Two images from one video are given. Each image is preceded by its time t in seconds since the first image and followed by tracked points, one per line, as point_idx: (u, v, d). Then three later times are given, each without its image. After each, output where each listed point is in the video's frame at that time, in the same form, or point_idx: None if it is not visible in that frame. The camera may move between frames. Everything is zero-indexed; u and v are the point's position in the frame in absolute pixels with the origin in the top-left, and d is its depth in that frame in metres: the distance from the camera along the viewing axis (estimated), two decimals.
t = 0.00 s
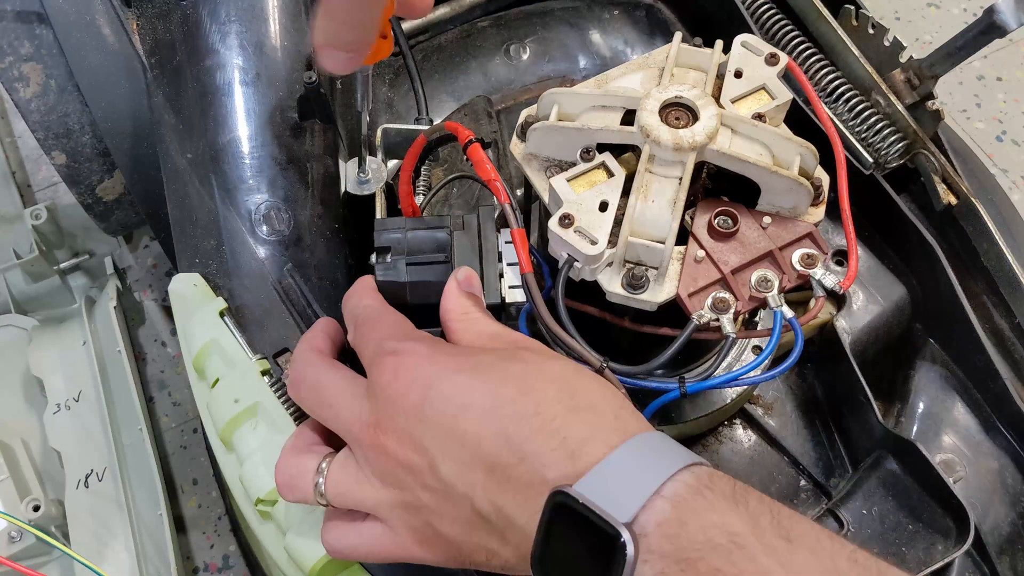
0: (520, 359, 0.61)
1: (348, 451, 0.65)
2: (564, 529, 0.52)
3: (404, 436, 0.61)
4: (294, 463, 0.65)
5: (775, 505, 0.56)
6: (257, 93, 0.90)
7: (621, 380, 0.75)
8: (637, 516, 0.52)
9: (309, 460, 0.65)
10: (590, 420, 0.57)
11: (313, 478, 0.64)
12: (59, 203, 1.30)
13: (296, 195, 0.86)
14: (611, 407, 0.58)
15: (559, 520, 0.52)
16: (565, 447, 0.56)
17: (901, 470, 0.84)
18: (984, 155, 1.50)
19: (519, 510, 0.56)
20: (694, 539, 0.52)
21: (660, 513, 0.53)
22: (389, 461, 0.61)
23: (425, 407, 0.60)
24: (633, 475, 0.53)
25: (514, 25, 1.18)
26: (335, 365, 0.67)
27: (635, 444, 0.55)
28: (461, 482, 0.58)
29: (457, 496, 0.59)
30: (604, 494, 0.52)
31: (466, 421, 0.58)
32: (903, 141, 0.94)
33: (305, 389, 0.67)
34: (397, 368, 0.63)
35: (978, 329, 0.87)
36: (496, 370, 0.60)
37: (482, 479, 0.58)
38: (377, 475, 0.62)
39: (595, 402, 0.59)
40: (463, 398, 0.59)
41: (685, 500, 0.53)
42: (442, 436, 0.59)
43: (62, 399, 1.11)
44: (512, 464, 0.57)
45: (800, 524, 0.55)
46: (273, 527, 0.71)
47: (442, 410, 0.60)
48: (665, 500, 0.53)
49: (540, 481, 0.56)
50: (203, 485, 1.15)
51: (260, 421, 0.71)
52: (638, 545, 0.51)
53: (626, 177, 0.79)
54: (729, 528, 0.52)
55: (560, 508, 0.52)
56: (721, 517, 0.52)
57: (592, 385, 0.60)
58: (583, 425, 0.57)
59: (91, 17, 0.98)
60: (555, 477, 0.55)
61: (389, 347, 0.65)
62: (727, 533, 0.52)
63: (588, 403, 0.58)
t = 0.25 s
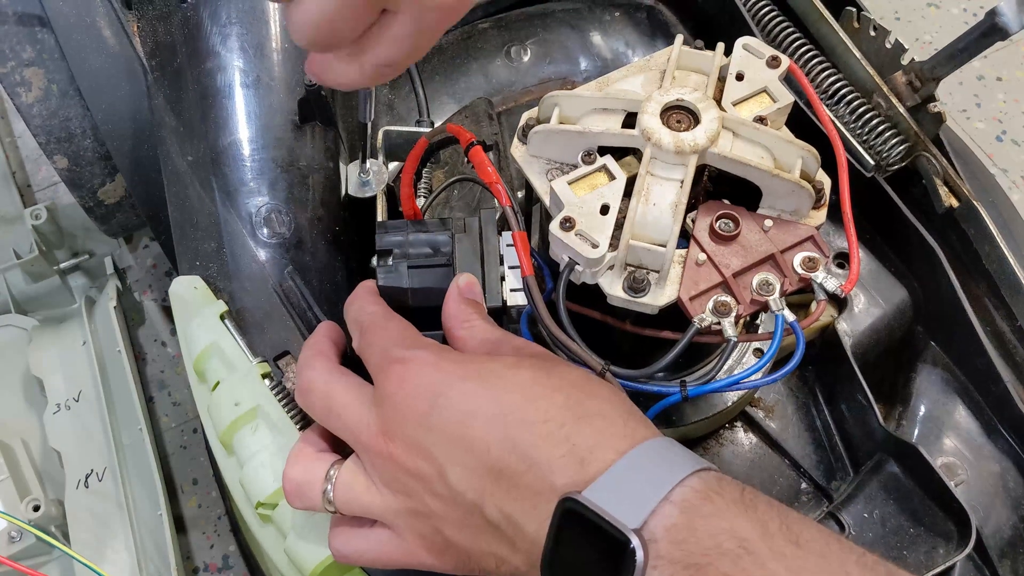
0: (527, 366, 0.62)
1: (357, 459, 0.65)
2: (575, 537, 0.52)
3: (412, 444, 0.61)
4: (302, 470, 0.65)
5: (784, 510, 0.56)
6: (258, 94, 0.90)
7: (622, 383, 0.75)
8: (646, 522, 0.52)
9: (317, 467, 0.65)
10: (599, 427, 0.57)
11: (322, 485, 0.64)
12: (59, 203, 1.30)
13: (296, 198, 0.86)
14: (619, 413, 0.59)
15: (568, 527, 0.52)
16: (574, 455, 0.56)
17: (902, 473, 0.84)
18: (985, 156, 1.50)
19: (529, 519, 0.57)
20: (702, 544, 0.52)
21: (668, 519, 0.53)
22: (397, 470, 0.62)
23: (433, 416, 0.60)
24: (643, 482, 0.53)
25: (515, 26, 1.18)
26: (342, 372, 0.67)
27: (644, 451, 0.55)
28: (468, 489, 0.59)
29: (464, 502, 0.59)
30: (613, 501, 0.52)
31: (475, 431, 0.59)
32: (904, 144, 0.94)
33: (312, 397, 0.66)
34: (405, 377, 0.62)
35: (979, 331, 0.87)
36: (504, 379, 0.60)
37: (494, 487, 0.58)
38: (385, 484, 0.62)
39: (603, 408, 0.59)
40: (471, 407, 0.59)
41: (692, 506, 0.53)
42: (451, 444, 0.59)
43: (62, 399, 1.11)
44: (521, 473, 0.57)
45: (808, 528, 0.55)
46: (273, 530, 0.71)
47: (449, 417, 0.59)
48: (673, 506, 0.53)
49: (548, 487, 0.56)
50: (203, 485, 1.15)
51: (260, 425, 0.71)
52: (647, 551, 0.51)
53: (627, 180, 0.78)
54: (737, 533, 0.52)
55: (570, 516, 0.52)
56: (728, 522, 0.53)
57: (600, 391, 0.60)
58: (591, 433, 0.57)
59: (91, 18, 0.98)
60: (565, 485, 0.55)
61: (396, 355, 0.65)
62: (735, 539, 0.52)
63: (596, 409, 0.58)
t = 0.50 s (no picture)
0: (528, 366, 0.62)
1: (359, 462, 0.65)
2: (577, 535, 0.52)
3: (414, 446, 0.61)
4: (304, 472, 0.65)
5: (786, 508, 0.56)
6: (258, 94, 0.89)
7: (622, 383, 0.75)
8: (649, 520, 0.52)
9: (320, 468, 0.65)
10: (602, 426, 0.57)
11: (325, 487, 0.64)
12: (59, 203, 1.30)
13: (296, 198, 0.86)
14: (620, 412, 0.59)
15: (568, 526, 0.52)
16: (576, 455, 0.56)
17: (902, 473, 0.84)
18: (985, 156, 1.50)
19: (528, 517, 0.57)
20: (705, 542, 0.52)
21: (670, 518, 0.53)
22: (399, 470, 0.61)
23: (436, 418, 0.60)
24: (645, 480, 0.53)
25: (515, 26, 1.18)
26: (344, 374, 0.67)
27: (646, 448, 0.55)
28: (468, 487, 0.59)
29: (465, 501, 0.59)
30: (616, 499, 0.52)
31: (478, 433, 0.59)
32: (904, 144, 0.94)
33: (314, 399, 0.66)
34: (407, 379, 0.62)
35: (980, 331, 0.87)
36: (505, 380, 0.60)
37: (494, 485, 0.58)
38: (387, 483, 0.62)
39: (605, 406, 0.59)
40: (474, 409, 0.59)
41: (695, 504, 0.53)
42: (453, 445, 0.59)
43: (62, 399, 1.11)
44: (523, 474, 0.57)
45: (811, 527, 0.55)
46: (273, 530, 0.71)
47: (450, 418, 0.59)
48: (676, 504, 0.53)
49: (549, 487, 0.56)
50: (203, 485, 1.15)
51: (260, 425, 0.71)
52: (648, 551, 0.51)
53: (627, 180, 0.78)
54: (739, 530, 0.53)
55: (572, 515, 0.52)
56: (730, 519, 0.53)
57: (601, 390, 0.60)
58: (594, 432, 0.57)
59: (91, 19, 0.98)
60: (567, 485, 0.55)
61: (397, 357, 0.65)
62: (737, 536, 0.52)
63: (598, 409, 0.58)
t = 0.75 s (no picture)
0: (529, 367, 0.62)
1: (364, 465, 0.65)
2: (578, 540, 0.53)
3: (414, 445, 0.61)
4: (309, 480, 0.65)
5: (787, 509, 0.55)
6: (258, 94, 0.89)
7: (623, 383, 0.75)
8: (651, 524, 0.53)
9: (325, 475, 0.65)
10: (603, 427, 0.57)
11: (332, 493, 0.64)
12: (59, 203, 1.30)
13: (296, 198, 0.86)
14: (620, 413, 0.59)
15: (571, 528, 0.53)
16: (577, 456, 0.56)
17: (902, 472, 0.84)
18: (984, 156, 1.50)
19: (531, 517, 0.58)
20: (706, 544, 0.52)
21: (672, 521, 0.53)
22: (403, 475, 0.62)
23: (439, 423, 0.60)
24: (647, 483, 0.53)
25: (515, 26, 1.18)
26: (345, 380, 0.67)
27: (647, 450, 0.55)
28: (470, 486, 0.59)
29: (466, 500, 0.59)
30: (618, 504, 0.53)
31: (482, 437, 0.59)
32: (904, 144, 0.94)
33: (317, 403, 0.66)
34: (409, 385, 0.62)
35: (979, 331, 0.87)
36: (508, 383, 0.60)
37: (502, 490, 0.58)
38: (395, 492, 0.62)
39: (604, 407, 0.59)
40: (476, 414, 0.59)
41: (695, 506, 0.53)
42: (457, 449, 0.59)
43: (62, 399, 1.11)
44: (528, 478, 0.57)
45: (812, 528, 0.54)
46: (273, 530, 0.71)
47: (450, 419, 0.60)
48: (677, 507, 0.53)
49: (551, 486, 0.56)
50: (203, 485, 1.15)
51: (260, 425, 0.71)
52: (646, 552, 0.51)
53: (628, 179, 0.78)
54: (740, 533, 0.52)
55: (573, 521, 0.53)
56: (731, 523, 0.52)
57: (601, 392, 0.60)
58: (595, 436, 0.57)
59: (91, 18, 0.98)
60: (568, 485, 0.55)
61: (399, 363, 0.64)
62: (738, 539, 0.52)
63: (599, 410, 0.58)
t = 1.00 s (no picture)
0: (530, 368, 0.62)
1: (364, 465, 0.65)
2: (577, 542, 0.53)
3: (414, 445, 0.61)
4: (311, 482, 0.65)
5: (785, 511, 0.56)
6: (258, 94, 0.90)
7: (622, 383, 0.75)
8: (650, 526, 0.53)
9: (326, 477, 0.65)
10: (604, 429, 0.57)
11: (333, 495, 0.64)
12: (59, 203, 1.30)
13: (296, 198, 0.86)
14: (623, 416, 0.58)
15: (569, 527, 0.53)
16: (576, 456, 0.56)
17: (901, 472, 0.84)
18: (984, 156, 1.50)
19: (531, 517, 0.57)
20: (705, 546, 0.52)
21: (672, 524, 0.53)
22: (404, 477, 0.62)
23: (440, 426, 0.60)
24: (648, 485, 0.53)
25: (515, 26, 1.18)
26: (345, 382, 0.66)
27: (650, 451, 0.55)
28: (470, 486, 0.59)
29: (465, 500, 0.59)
30: (617, 505, 0.53)
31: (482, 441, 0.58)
32: (905, 144, 0.93)
33: (318, 406, 0.66)
34: (410, 387, 0.62)
35: (979, 331, 0.87)
36: (509, 385, 0.60)
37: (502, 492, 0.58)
38: (396, 492, 0.62)
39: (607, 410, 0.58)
40: (477, 419, 0.59)
41: (695, 509, 0.53)
42: (457, 451, 0.59)
43: (62, 399, 1.11)
44: (529, 480, 0.57)
45: (810, 530, 0.55)
46: (273, 530, 0.71)
47: (450, 419, 0.60)
48: (676, 509, 0.53)
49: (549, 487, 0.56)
50: (203, 485, 1.15)
51: (260, 424, 0.71)
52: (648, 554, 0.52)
53: (627, 179, 0.78)
54: (740, 536, 0.53)
55: (573, 523, 0.53)
56: (730, 526, 0.53)
57: (602, 394, 0.60)
58: (597, 439, 0.56)
59: (91, 19, 0.98)
60: (567, 485, 0.56)
61: (399, 366, 0.64)
62: (737, 541, 0.52)
63: (599, 412, 0.58)
